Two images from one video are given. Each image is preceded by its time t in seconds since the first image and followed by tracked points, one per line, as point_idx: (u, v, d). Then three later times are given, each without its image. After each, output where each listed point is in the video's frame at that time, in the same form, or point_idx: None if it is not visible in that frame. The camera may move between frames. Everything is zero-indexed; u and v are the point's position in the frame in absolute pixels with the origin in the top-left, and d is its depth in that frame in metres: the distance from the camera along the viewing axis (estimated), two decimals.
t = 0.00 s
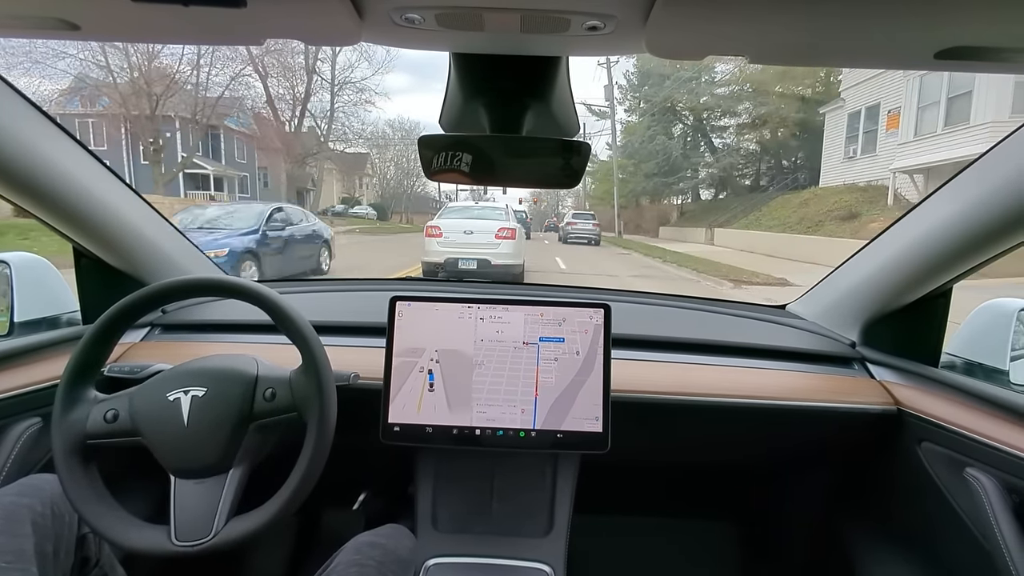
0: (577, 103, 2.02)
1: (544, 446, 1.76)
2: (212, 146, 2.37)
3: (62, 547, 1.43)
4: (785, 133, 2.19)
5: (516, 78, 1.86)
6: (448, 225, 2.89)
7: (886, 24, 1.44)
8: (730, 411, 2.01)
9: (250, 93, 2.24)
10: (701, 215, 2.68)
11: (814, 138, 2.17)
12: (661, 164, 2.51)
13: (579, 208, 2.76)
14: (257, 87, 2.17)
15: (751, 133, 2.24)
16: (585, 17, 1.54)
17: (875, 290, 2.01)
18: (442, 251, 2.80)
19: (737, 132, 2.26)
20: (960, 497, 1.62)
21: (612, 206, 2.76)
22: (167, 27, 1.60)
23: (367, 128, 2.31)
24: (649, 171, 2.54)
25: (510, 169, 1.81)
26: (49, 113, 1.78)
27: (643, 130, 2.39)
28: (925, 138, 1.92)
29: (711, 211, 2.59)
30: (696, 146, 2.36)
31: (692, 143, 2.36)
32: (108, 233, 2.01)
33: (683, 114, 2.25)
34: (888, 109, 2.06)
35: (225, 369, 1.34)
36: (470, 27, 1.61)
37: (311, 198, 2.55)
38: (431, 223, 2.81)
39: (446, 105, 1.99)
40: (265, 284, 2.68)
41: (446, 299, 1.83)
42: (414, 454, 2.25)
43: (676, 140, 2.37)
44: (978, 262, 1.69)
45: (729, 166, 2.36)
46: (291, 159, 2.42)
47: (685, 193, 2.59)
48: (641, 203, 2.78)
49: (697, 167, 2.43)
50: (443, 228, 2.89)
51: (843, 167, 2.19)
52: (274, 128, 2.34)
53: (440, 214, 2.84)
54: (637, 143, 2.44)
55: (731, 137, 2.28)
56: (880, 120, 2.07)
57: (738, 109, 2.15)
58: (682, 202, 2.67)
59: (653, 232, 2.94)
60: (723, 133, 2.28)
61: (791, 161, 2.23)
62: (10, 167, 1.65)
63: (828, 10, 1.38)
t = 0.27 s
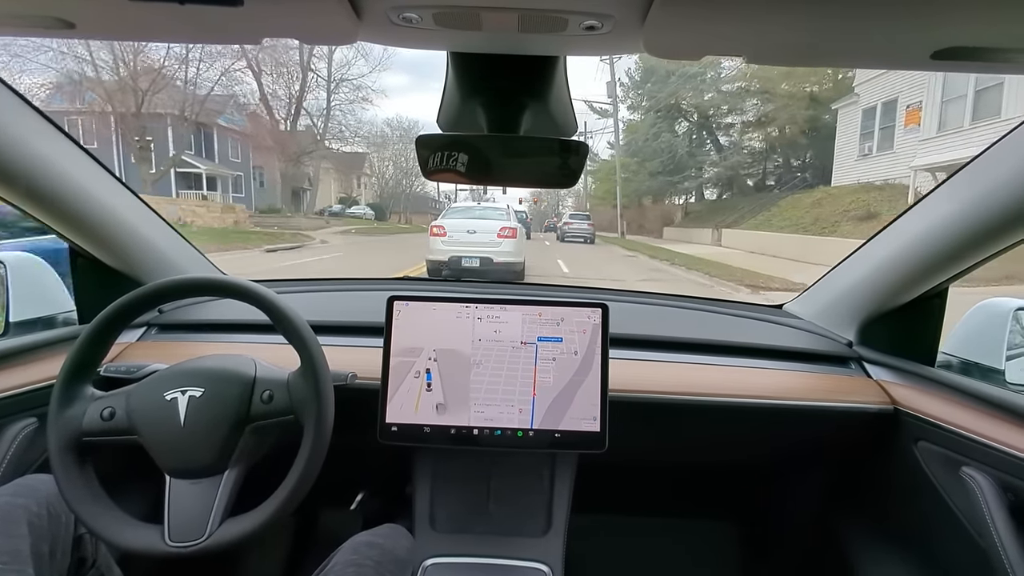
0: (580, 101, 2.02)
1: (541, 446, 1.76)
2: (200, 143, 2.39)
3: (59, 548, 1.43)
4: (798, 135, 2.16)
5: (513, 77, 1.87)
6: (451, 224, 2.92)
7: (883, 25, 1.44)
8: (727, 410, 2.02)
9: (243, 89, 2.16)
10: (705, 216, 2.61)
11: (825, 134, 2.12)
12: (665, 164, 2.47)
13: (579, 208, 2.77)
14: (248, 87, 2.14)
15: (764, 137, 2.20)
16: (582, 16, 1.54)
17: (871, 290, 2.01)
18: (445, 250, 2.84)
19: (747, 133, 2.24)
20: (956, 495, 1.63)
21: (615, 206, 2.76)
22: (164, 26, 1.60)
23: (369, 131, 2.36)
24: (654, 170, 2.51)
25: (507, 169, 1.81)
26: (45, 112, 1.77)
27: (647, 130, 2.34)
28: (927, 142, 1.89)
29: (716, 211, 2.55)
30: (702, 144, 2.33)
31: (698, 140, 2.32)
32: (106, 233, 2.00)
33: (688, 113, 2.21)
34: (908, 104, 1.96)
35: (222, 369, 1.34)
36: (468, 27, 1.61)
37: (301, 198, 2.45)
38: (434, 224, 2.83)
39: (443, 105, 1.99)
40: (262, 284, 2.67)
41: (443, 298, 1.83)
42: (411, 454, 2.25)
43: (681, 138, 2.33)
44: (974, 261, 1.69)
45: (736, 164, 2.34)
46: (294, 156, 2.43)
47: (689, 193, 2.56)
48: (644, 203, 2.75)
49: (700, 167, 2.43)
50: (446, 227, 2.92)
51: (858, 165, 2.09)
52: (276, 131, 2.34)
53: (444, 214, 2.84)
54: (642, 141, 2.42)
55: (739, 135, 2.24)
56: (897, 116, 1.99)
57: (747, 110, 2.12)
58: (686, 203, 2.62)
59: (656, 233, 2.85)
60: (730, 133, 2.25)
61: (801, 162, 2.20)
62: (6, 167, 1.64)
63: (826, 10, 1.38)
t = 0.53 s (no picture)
0: (580, 98, 2.04)
1: (539, 446, 1.76)
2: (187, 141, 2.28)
3: (56, 549, 1.43)
4: (807, 137, 2.09)
5: (510, 78, 1.87)
6: (455, 224, 2.84)
7: (879, 25, 1.44)
8: (725, 410, 2.02)
9: (235, 86, 2.12)
10: (711, 213, 2.60)
11: (835, 131, 2.04)
12: (668, 163, 2.42)
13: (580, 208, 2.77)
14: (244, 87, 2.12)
15: (769, 135, 2.12)
16: (578, 17, 1.54)
17: (868, 289, 2.02)
18: (450, 248, 2.78)
19: (758, 134, 2.15)
20: (953, 495, 1.63)
21: (619, 203, 2.72)
22: (158, 26, 1.59)
23: (366, 129, 2.29)
24: (656, 168, 2.45)
25: (504, 169, 1.81)
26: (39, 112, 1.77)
27: (643, 126, 2.33)
28: (931, 138, 1.81)
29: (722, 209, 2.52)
30: (710, 143, 2.27)
31: (703, 138, 2.26)
32: (100, 233, 1.99)
33: (694, 112, 2.18)
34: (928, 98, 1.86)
35: (219, 370, 1.33)
36: (465, 27, 1.61)
37: (297, 199, 2.39)
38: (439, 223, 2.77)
39: (441, 106, 1.99)
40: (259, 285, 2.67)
41: (442, 299, 1.83)
42: (409, 455, 2.25)
43: (687, 135, 2.27)
44: (971, 261, 1.70)
45: (739, 164, 2.26)
46: (292, 155, 2.32)
47: (691, 193, 2.51)
48: (647, 202, 2.70)
49: (702, 167, 2.36)
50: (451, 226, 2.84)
51: (874, 163, 2.00)
52: (270, 126, 2.25)
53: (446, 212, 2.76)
54: (646, 139, 2.39)
55: (752, 132, 2.14)
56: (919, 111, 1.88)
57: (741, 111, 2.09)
58: (691, 202, 2.60)
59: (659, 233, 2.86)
60: (734, 134, 2.19)
61: (809, 160, 2.13)
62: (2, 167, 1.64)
63: (822, 10, 1.39)
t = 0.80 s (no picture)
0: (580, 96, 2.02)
1: (538, 447, 1.76)
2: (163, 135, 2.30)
3: (53, 550, 1.42)
4: (818, 137, 2.00)
5: (509, 78, 1.86)
6: (457, 222, 2.91)
7: (876, 27, 1.45)
8: (723, 410, 2.02)
9: (228, 82, 2.10)
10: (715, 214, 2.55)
11: (844, 133, 1.95)
12: (671, 162, 2.43)
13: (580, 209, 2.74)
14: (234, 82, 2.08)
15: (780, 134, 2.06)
16: (577, 18, 1.54)
17: (866, 290, 2.02)
18: (451, 247, 2.90)
19: (769, 132, 2.07)
20: (950, 495, 1.64)
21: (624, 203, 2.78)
22: (159, 26, 1.59)
23: (363, 129, 2.31)
24: (661, 167, 2.48)
25: (502, 169, 1.82)
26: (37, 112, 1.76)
27: (643, 124, 2.32)
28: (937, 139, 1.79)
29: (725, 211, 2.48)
30: (715, 142, 2.23)
31: (709, 135, 2.23)
32: (95, 232, 1.98)
33: (704, 110, 2.13)
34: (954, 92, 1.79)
35: (218, 371, 1.33)
36: (463, 28, 1.61)
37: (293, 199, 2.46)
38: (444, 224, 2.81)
39: (440, 105, 1.99)
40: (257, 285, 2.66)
41: (440, 299, 1.83)
42: (407, 455, 2.25)
43: (693, 132, 2.25)
44: (970, 262, 1.71)
45: (742, 162, 2.23)
46: (286, 155, 2.39)
47: (696, 193, 2.51)
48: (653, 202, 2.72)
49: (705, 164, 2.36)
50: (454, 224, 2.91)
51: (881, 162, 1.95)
52: (269, 129, 2.29)
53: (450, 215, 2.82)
54: (650, 137, 2.39)
55: (759, 129, 2.07)
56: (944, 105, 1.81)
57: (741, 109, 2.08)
58: (697, 201, 2.56)
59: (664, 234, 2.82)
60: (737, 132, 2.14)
61: (817, 158, 2.06)
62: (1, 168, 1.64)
63: (821, 11, 1.39)
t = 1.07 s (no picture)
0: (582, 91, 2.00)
1: (536, 447, 1.76)
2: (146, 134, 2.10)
3: (50, 552, 1.42)
4: (833, 134, 1.93)
5: (507, 78, 1.86)
6: (461, 221, 2.88)
7: (875, 27, 1.45)
8: (721, 410, 2.02)
9: (211, 75, 1.96)
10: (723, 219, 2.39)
11: (864, 128, 1.88)
12: (674, 161, 2.31)
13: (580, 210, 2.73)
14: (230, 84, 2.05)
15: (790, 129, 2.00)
16: (576, 18, 1.54)
17: (863, 290, 2.03)
18: (454, 247, 2.87)
19: (783, 129, 2.01)
20: (947, 494, 1.64)
21: (626, 203, 2.62)
22: (156, 26, 1.58)
23: (361, 128, 2.16)
24: (665, 165, 2.34)
25: (501, 171, 1.82)
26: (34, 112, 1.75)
27: (643, 121, 2.20)
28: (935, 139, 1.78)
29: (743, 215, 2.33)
30: (724, 140, 2.14)
31: (718, 133, 2.13)
32: (92, 232, 1.98)
33: (708, 101, 2.04)
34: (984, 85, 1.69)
35: (216, 372, 1.33)
36: (461, 28, 1.61)
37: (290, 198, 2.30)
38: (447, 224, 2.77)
39: (438, 106, 1.99)
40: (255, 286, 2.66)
41: (439, 300, 1.83)
42: (406, 456, 2.24)
43: (700, 129, 2.14)
44: (968, 261, 1.71)
45: (747, 159, 2.15)
46: (280, 153, 2.21)
47: (702, 193, 2.37)
48: (659, 201, 2.55)
49: (709, 161, 2.24)
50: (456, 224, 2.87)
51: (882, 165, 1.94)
52: (260, 128, 2.12)
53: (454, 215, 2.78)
54: (656, 134, 2.25)
55: (767, 127, 2.03)
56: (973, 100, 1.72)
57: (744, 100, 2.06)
58: (703, 201, 2.40)
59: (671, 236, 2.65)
60: (744, 129, 2.09)
61: (830, 156, 1.98)
62: None
63: (821, 11, 1.38)
